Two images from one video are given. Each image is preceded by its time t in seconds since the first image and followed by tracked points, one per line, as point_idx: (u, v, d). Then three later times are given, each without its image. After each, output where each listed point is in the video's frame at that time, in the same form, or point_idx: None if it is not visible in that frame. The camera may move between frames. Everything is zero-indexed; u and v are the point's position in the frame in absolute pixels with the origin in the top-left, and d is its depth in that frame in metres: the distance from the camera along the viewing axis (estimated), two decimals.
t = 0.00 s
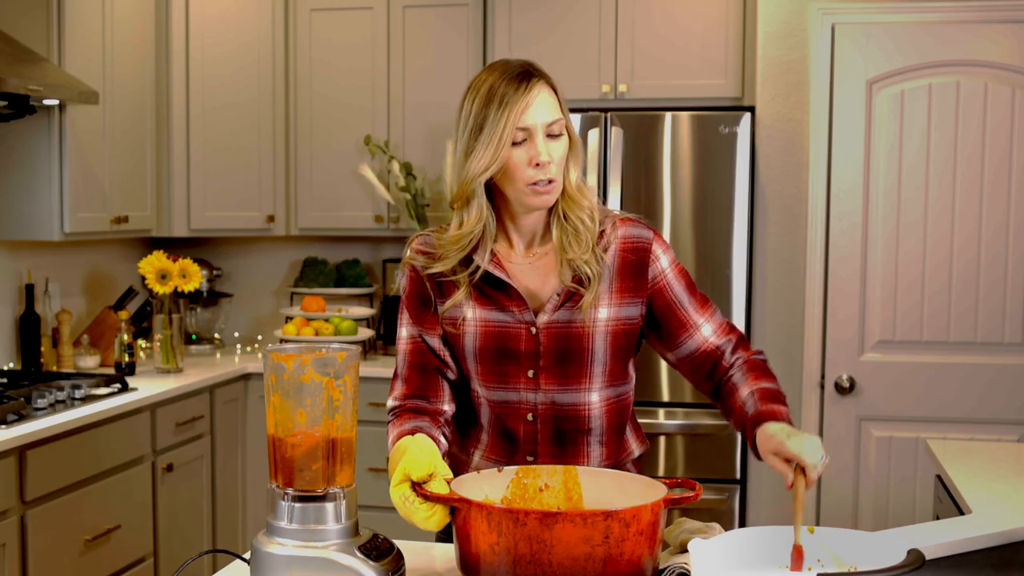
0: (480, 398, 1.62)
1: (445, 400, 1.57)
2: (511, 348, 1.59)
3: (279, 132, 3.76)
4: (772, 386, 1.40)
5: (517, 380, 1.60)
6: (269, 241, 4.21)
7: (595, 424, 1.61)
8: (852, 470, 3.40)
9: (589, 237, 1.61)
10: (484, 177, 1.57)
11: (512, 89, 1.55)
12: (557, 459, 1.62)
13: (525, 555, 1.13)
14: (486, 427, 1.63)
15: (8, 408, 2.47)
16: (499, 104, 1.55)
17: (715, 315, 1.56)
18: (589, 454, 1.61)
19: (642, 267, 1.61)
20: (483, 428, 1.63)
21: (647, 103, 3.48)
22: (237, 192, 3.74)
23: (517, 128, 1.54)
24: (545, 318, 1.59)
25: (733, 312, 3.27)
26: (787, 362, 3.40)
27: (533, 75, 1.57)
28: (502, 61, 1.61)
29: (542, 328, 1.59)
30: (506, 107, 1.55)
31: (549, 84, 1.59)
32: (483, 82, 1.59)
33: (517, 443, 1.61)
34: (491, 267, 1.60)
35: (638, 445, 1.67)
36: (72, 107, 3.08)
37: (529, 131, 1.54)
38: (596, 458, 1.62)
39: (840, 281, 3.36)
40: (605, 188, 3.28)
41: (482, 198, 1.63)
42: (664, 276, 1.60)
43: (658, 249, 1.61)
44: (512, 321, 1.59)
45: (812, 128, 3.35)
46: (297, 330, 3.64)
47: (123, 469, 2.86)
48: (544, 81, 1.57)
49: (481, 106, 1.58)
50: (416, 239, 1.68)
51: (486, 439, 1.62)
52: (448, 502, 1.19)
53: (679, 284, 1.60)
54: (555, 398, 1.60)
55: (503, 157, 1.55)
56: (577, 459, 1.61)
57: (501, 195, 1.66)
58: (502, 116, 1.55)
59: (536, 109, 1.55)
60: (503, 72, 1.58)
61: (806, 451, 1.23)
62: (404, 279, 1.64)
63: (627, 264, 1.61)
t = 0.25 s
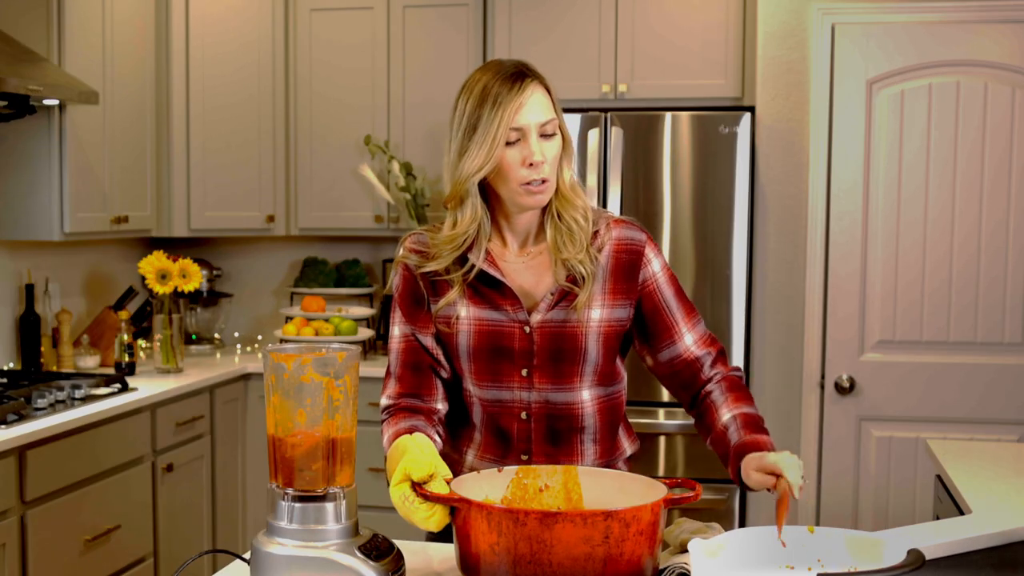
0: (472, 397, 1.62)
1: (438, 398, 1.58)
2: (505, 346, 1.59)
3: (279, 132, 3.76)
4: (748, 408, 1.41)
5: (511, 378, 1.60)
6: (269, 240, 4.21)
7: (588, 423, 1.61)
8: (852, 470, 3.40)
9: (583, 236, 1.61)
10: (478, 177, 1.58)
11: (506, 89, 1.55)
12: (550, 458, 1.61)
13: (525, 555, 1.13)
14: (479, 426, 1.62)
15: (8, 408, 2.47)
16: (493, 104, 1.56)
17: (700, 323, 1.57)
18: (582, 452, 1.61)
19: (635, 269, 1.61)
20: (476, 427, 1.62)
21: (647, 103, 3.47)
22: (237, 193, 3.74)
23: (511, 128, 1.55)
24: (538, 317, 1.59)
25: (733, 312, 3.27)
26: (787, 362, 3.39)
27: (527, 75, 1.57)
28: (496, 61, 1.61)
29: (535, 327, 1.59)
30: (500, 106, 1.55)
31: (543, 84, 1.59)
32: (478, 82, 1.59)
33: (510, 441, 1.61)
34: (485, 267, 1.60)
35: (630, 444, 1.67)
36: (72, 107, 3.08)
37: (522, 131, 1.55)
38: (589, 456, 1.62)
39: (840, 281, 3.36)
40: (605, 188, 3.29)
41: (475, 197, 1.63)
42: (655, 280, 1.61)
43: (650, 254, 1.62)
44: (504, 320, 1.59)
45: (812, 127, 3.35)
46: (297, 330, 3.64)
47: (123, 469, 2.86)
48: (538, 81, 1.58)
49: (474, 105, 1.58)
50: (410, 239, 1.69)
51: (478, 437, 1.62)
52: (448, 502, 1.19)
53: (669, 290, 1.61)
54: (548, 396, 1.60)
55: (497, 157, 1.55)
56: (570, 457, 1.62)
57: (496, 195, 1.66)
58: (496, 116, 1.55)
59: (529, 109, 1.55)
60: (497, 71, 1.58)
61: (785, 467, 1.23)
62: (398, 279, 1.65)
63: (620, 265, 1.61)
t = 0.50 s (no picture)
0: (464, 397, 1.62)
1: (431, 396, 1.57)
2: (497, 347, 1.60)
3: (279, 133, 3.76)
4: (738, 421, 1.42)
5: (503, 378, 1.60)
6: (269, 240, 4.21)
7: (579, 424, 1.61)
8: (852, 470, 3.40)
9: (577, 238, 1.62)
10: (472, 177, 1.58)
11: (501, 89, 1.55)
12: (540, 458, 1.62)
13: (525, 555, 1.13)
14: (470, 426, 1.63)
15: (8, 408, 2.47)
16: (488, 104, 1.55)
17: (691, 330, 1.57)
18: (573, 453, 1.61)
19: (627, 273, 1.62)
20: (467, 426, 1.63)
21: (647, 103, 3.47)
22: (237, 193, 3.75)
23: (505, 129, 1.55)
24: (531, 318, 1.60)
25: (734, 311, 3.27)
26: (787, 363, 3.39)
27: (523, 76, 1.57)
28: (492, 61, 1.61)
29: (528, 328, 1.59)
30: (495, 106, 1.55)
31: (538, 84, 1.59)
32: (474, 81, 1.59)
33: (501, 442, 1.61)
34: (481, 266, 1.61)
35: (620, 446, 1.67)
36: (72, 107, 3.08)
37: (517, 131, 1.55)
38: (579, 456, 1.62)
39: (840, 281, 3.36)
40: (605, 188, 3.29)
41: (470, 197, 1.63)
42: (647, 283, 1.61)
43: (643, 257, 1.62)
44: (497, 321, 1.60)
45: (813, 127, 3.35)
46: (298, 330, 3.64)
47: (123, 469, 2.86)
48: (533, 81, 1.58)
49: (470, 105, 1.58)
50: (403, 237, 1.68)
51: (469, 437, 1.63)
52: (448, 502, 1.19)
53: (660, 295, 1.61)
54: (540, 397, 1.60)
55: (492, 157, 1.55)
56: (561, 457, 1.62)
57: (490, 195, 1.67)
58: (491, 116, 1.55)
59: (524, 109, 1.55)
60: (493, 71, 1.58)
61: (777, 486, 1.22)
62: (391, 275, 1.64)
63: (613, 267, 1.62)
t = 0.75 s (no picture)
0: (456, 398, 1.62)
1: (425, 395, 1.57)
2: (490, 348, 1.60)
3: (279, 133, 3.76)
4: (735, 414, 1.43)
5: (495, 380, 1.60)
6: (269, 240, 4.21)
7: (570, 425, 1.61)
8: (852, 470, 3.40)
9: (569, 240, 1.61)
10: (463, 178, 1.58)
11: (493, 89, 1.55)
12: (532, 459, 1.62)
13: (525, 555, 1.13)
14: (462, 426, 1.64)
15: (8, 408, 2.47)
16: (478, 104, 1.55)
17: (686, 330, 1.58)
18: (564, 452, 1.61)
19: (620, 274, 1.62)
20: (460, 426, 1.63)
21: (647, 103, 3.47)
22: (238, 193, 3.75)
23: (495, 130, 1.55)
24: (524, 320, 1.59)
25: (734, 311, 3.27)
26: (787, 363, 3.39)
27: (513, 76, 1.57)
28: (483, 61, 1.61)
29: (520, 330, 1.59)
30: (485, 107, 1.55)
31: (530, 85, 1.59)
32: (465, 82, 1.59)
33: (493, 442, 1.62)
34: (473, 268, 1.60)
35: (611, 446, 1.68)
36: (72, 107, 3.08)
37: (507, 132, 1.55)
38: (571, 456, 1.62)
39: (840, 281, 3.36)
40: (605, 188, 3.29)
41: (462, 198, 1.63)
42: (639, 285, 1.62)
43: (635, 259, 1.63)
44: (489, 322, 1.59)
45: (813, 127, 3.35)
46: (297, 330, 3.64)
47: (123, 469, 2.86)
48: (524, 82, 1.58)
49: (461, 105, 1.58)
50: (397, 238, 1.67)
51: (462, 438, 1.63)
52: (448, 502, 1.19)
53: (653, 297, 1.62)
54: (532, 399, 1.60)
55: (482, 158, 1.55)
56: (552, 457, 1.62)
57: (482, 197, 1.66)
58: (481, 117, 1.55)
59: (514, 110, 1.55)
60: (484, 72, 1.58)
61: (776, 479, 1.22)
62: (385, 276, 1.64)
63: (605, 269, 1.62)
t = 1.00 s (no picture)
0: (447, 398, 1.64)
1: (417, 396, 1.56)
2: (480, 345, 1.63)
3: (279, 132, 3.76)
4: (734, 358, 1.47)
5: (486, 376, 1.63)
6: (269, 240, 4.21)
7: (563, 418, 1.66)
8: (852, 469, 3.40)
9: (550, 239, 1.64)
10: (437, 182, 1.58)
11: (467, 92, 1.55)
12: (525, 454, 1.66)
13: (525, 555, 1.13)
14: (455, 426, 1.65)
15: (8, 408, 2.47)
16: (452, 106, 1.56)
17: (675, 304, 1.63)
18: (558, 448, 1.66)
19: (603, 263, 1.67)
20: (452, 426, 1.64)
21: (647, 103, 3.47)
22: (237, 192, 3.75)
23: (467, 134, 1.55)
24: (512, 314, 1.63)
25: (733, 311, 3.27)
26: (787, 363, 3.39)
27: (489, 79, 1.57)
28: (463, 62, 1.61)
29: (509, 325, 1.63)
30: (458, 110, 1.55)
31: (505, 86, 1.59)
32: (441, 83, 1.59)
33: (488, 439, 1.64)
34: (457, 266, 1.62)
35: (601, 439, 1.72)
36: (72, 107, 3.08)
37: (479, 137, 1.55)
38: (564, 452, 1.67)
39: (840, 281, 3.36)
40: (605, 187, 3.29)
41: (440, 201, 1.63)
42: (625, 271, 1.67)
43: (618, 246, 1.68)
44: (478, 318, 1.62)
45: (813, 127, 3.35)
46: (297, 330, 3.64)
47: (123, 469, 2.86)
48: (499, 85, 1.58)
49: (436, 107, 1.58)
50: (379, 240, 1.66)
51: (455, 437, 1.65)
52: (448, 502, 1.19)
53: (640, 279, 1.66)
54: (523, 393, 1.64)
55: (455, 162, 1.56)
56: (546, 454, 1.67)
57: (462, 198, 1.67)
58: (454, 120, 1.55)
59: (488, 114, 1.55)
60: (461, 73, 1.58)
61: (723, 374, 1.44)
62: (369, 279, 1.62)
63: (589, 259, 1.66)
